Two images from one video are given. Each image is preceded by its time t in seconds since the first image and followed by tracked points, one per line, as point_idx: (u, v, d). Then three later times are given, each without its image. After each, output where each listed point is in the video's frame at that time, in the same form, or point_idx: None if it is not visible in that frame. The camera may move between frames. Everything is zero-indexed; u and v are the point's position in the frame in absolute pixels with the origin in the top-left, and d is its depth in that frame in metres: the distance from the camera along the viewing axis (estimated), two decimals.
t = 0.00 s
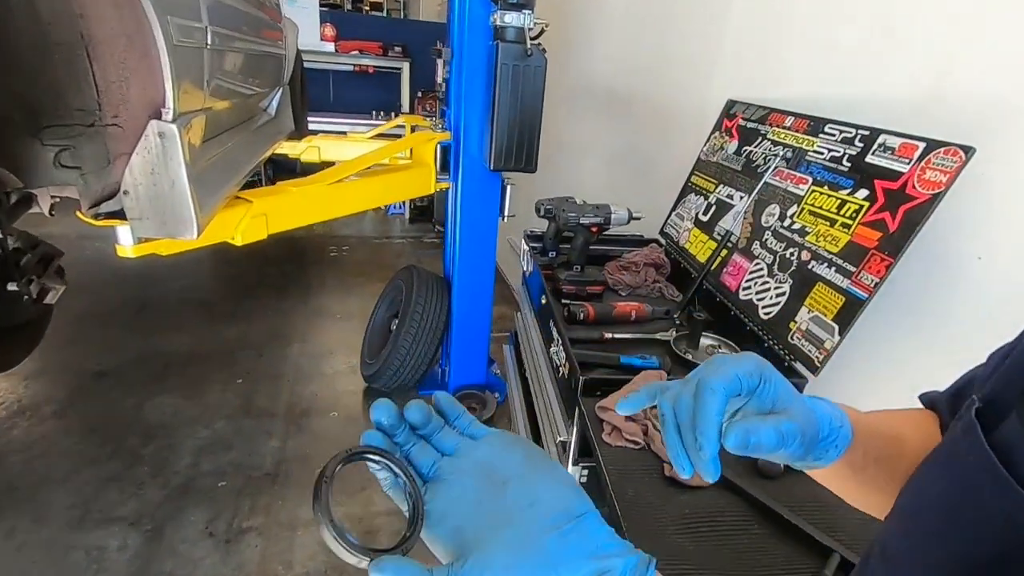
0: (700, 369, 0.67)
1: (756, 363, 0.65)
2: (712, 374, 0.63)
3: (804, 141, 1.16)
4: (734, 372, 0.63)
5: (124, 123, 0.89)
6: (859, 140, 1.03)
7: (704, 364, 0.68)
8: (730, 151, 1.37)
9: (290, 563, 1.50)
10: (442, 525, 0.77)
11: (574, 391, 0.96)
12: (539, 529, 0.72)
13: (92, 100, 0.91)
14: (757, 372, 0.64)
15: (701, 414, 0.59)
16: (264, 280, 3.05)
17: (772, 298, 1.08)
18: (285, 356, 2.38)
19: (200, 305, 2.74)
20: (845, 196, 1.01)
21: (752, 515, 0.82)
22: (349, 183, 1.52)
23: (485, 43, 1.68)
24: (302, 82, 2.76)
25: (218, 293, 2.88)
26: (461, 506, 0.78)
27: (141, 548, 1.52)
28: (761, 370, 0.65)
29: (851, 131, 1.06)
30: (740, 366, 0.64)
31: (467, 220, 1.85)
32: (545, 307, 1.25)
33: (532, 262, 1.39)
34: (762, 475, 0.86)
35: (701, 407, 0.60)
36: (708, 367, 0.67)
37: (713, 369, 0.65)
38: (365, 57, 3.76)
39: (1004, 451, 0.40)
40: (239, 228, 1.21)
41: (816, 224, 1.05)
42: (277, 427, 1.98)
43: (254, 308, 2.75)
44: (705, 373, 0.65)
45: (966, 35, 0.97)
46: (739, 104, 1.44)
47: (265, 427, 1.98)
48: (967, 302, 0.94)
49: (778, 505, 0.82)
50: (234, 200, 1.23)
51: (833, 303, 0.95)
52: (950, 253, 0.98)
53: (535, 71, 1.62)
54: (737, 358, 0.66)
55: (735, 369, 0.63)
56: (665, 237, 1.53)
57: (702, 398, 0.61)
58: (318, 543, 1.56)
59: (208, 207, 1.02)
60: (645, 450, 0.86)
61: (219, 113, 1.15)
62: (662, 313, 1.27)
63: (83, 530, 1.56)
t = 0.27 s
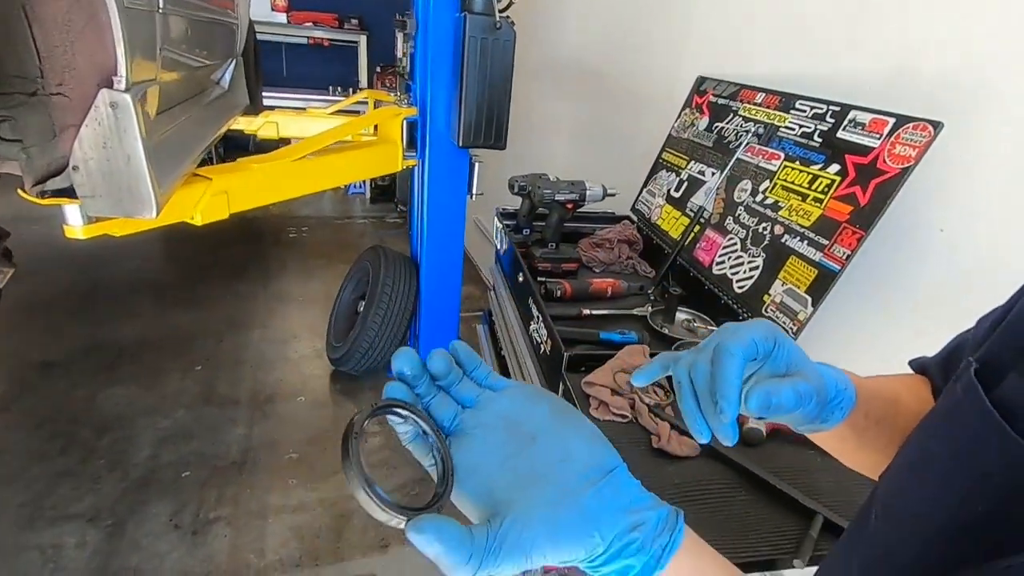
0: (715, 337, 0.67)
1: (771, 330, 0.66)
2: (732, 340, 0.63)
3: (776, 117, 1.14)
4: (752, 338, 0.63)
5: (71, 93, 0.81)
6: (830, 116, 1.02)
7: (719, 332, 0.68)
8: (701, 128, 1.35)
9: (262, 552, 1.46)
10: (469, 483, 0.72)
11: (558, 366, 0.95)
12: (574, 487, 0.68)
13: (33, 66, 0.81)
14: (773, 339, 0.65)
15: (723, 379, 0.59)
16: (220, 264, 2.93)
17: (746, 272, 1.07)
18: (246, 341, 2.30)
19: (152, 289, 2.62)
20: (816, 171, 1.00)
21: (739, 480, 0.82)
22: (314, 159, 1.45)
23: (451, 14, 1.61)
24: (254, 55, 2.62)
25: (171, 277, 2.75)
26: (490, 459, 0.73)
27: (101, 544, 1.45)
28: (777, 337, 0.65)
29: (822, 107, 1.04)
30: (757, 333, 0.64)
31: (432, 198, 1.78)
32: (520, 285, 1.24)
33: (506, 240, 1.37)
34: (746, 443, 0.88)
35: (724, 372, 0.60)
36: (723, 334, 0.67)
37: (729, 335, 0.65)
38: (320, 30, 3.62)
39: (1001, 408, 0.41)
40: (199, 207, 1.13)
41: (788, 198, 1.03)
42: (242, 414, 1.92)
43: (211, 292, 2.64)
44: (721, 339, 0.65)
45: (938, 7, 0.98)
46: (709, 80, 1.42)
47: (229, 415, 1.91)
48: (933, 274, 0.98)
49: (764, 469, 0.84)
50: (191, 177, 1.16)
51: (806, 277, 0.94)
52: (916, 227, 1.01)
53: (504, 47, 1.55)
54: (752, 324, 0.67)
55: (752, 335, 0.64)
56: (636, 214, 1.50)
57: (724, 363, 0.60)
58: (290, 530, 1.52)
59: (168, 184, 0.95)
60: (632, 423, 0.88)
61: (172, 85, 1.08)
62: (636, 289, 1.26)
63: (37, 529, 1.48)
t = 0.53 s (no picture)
0: (757, 310, 0.64)
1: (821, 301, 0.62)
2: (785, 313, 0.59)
3: (771, 88, 1.11)
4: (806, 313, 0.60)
5: (20, 51, 0.71)
6: (828, 87, 0.99)
7: (762, 305, 0.64)
8: (692, 100, 1.31)
9: (244, 536, 1.43)
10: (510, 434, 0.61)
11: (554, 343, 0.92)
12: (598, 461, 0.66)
13: None
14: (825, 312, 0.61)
15: (774, 360, 0.56)
16: (190, 242, 2.83)
17: (740, 246, 1.05)
18: (220, 321, 2.23)
19: (118, 268, 2.51)
20: (814, 143, 0.97)
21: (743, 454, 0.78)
22: (289, 129, 1.37)
23: None
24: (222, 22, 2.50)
25: (138, 255, 2.65)
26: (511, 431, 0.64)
27: (74, 533, 1.40)
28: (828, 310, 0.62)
29: (820, 77, 1.02)
30: (809, 305, 0.61)
31: (413, 172, 1.72)
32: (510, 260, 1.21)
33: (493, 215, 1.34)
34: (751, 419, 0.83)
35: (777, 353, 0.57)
36: (767, 307, 0.63)
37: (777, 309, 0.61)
38: None
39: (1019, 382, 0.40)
40: (170, 178, 1.07)
41: (784, 171, 1.01)
42: (218, 396, 1.86)
43: (181, 271, 2.55)
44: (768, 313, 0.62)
45: None
46: (701, 51, 1.37)
47: (204, 397, 1.85)
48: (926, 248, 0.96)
49: (769, 443, 0.79)
50: (160, 147, 1.09)
51: (803, 250, 0.92)
52: (910, 201, 1.00)
53: (488, 14, 1.49)
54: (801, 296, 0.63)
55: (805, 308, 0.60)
56: (624, 189, 1.46)
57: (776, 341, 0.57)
58: (272, 513, 1.49)
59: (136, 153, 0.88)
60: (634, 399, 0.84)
61: (133, 48, 0.99)
62: (628, 265, 1.23)
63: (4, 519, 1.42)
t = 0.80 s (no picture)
0: (815, 310, 0.53)
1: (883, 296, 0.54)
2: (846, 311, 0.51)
3: (779, 54, 1.05)
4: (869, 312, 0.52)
5: None
6: (840, 52, 0.94)
7: (812, 295, 0.56)
8: (694, 69, 1.25)
9: (234, 519, 1.40)
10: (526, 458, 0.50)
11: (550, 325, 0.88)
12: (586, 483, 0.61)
13: None
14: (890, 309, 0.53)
15: (835, 364, 0.48)
16: (174, 219, 2.75)
17: (743, 222, 1.00)
18: (206, 300, 2.17)
19: (100, 246, 2.44)
20: (823, 112, 0.93)
21: (747, 440, 0.75)
22: (271, 99, 1.31)
23: None
24: None
25: (121, 232, 2.57)
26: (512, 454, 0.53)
27: (58, 518, 1.37)
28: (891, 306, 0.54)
29: (831, 42, 0.96)
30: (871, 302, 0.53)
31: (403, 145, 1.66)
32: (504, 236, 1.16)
33: (486, 189, 1.29)
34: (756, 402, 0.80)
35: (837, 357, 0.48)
36: (821, 299, 0.55)
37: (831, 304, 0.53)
38: None
39: None
40: (143, 151, 1.01)
41: (791, 142, 0.97)
42: (206, 377, 1.82)
43: (166, 249, 2.48)
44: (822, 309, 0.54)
45: None
46: (703, 16, 1.31)
47: (192, 378, 1.81)
48: (937, 223, 0.91)
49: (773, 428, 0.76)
50: (132, 116, 1.03)
51: (811, 225, 0.88)
52: (922, 171, 0.94)
53: None
54: (858, 290, 0.55)
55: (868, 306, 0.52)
56: (622, 163, 1.41)
57: (839, 343, 0.49)
58: (263, 496, 1.46)
59: (102, 123, 0.81)
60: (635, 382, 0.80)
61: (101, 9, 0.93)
62: (626, 241, 1.19)
63: None
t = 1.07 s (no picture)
0: (864, 380, 0.47)
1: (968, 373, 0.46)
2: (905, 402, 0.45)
3: (783, 36, 1.03)
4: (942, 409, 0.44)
5: None
6: (846, 34, 0.92)
7: (868, 358, 0.48)
8: (695, 52, 1.23)
9: (231, 506, 1.39)
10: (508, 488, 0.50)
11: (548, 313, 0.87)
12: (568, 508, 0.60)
13: None
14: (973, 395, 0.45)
15: (873, 479, 0.44)
16: (168, 204, 2.72)
17: (744, 208, 0.99)
18: (201, 287, 2.15)
19: (92, 232, 2.42)
20: (829, 96, 0.91)
21: (749, 432, 0.74)
22: (264, 82, 1.28)
23: None
24: None
25: (114, 218, 2.54)
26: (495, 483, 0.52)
27: (53, 505, 1.36)
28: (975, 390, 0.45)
29: (837, 24, 0.94)
30: (951, 395, 0.45)
31: (399, 130, 1.63)
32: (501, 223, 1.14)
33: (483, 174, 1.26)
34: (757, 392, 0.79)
35: (881, 472, 0.43)
36: (888, 365, 0.47)
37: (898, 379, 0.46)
38: None
39: None
40: (132, 135, 0.98)
41: (795, 127, 0.95)
42: (201, 364, 1.80)
43: (160, 235, 2.45)
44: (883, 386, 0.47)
45: None
46: None
47: (187, 365, 1.79)
48: (943, 212, 0.89)
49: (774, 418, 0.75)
50: (120, 99, 1.00)
51: (814, 212, 0.87)
52: (929, 158, 0.92)
53: None
54: (941, 363, 0.46)
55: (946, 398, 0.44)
56: (621, 148, 1.39)
57: (893, 450, 0.43)
58: (259, 483, 1.45)
59: (88, 106, 0.76)
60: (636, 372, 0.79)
61: None
62: (624, 228, 1.17)
63: None
